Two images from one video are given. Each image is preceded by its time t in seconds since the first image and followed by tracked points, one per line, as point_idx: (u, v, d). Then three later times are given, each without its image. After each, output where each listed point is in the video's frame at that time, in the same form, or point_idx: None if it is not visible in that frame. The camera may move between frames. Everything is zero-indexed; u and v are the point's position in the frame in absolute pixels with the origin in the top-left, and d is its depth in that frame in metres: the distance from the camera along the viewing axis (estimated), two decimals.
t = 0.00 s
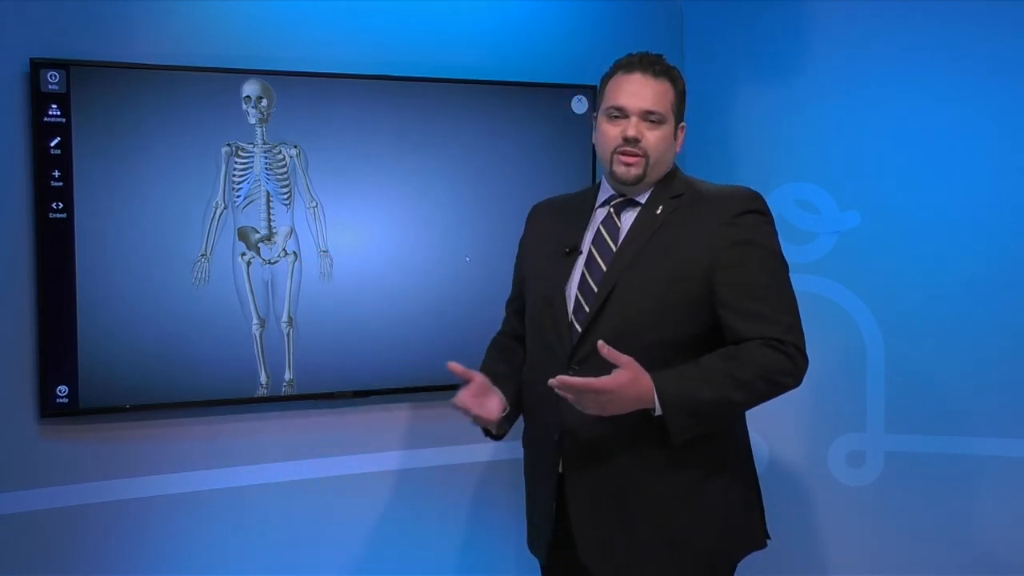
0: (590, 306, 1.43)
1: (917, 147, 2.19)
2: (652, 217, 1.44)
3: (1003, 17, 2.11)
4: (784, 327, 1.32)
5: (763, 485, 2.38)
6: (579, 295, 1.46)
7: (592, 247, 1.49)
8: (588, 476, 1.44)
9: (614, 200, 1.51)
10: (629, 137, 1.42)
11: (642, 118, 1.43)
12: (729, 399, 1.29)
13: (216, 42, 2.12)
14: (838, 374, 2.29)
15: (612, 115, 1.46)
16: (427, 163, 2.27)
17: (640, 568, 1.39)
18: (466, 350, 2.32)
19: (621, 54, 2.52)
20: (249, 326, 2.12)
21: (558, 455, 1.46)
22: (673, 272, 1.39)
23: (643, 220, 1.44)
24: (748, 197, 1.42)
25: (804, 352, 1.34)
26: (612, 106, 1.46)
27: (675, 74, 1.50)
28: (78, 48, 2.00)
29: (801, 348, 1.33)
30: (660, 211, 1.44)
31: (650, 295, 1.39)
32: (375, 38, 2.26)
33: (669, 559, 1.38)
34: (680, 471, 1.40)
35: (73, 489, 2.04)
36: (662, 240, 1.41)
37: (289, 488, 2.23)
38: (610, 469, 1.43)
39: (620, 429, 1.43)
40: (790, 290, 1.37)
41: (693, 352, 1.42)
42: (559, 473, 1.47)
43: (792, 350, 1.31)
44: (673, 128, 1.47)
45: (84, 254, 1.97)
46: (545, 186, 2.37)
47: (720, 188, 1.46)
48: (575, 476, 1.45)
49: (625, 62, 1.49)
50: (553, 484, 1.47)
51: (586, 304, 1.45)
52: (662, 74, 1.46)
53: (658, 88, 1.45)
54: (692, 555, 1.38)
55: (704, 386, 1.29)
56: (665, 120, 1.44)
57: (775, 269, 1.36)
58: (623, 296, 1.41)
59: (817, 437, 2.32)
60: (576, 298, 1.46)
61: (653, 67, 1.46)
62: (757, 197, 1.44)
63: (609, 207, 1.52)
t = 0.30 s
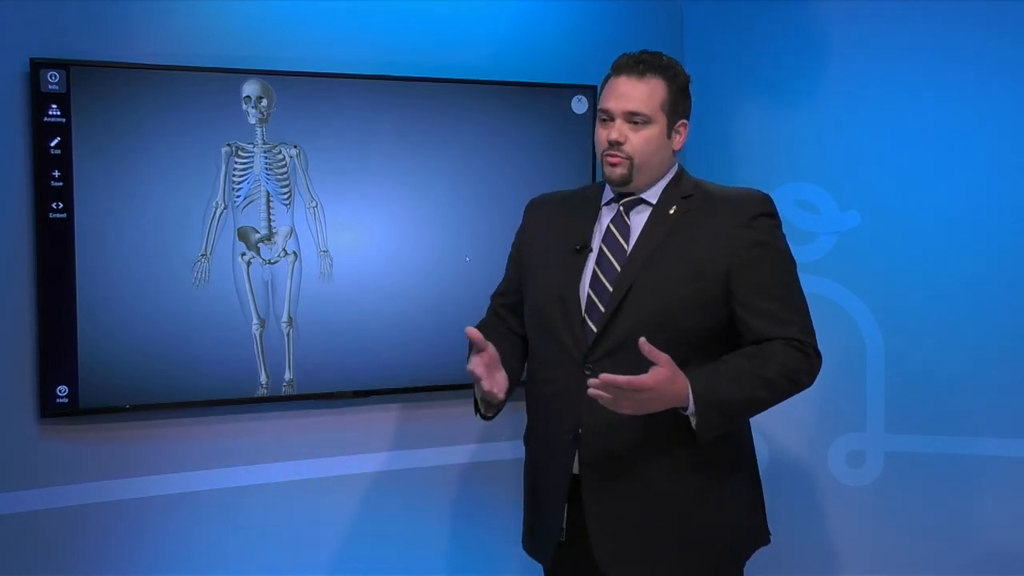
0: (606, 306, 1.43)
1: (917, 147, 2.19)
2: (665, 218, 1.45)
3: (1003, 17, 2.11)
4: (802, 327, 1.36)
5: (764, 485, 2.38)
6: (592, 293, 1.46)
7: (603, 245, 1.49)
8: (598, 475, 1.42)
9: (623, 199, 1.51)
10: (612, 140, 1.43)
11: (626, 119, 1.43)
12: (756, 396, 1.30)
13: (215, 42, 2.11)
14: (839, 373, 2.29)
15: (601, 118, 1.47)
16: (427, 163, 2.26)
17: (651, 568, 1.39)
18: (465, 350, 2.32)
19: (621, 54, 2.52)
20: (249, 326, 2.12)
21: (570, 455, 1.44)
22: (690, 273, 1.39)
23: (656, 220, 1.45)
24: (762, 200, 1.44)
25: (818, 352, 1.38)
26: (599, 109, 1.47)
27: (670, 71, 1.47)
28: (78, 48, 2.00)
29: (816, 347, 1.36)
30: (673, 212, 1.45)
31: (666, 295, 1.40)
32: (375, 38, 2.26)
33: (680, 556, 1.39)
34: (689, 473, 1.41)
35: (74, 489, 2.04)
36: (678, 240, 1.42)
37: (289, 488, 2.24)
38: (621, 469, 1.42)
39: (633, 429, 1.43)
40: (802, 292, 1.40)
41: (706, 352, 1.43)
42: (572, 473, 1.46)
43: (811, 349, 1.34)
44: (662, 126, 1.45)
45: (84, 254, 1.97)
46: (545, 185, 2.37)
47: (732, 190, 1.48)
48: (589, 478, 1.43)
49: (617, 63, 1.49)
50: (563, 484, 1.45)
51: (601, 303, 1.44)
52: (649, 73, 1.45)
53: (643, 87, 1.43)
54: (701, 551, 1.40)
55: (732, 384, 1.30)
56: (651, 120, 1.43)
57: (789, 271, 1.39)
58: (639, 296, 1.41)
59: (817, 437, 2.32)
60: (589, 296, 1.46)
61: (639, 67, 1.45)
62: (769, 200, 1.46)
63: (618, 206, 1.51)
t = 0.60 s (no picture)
0: (602, 307, 1.43)
1: (917, 147, 2.19)
2: (662, 219, 1.44)
3: (1002, 18, 2.11)
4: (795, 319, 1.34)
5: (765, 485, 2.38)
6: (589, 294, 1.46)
7: (600, 249, 1.49)
8: (596, 478, 1.42)
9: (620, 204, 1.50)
10: (628, 164, 1.39)
11: (638, 140, 1.39)
12: (754, 363, 1.27)
13: (216, 42, 2.12)
14: (839, 373, 2.29)
15: (609, 140, 1.41)
16: (427, 162, 2.26)
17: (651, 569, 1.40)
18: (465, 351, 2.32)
19: (621, 54, 2.52)
20: (249, 326, 2.12)
21: (570, 456, 1.45)
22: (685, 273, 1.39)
23: (652, 221, 1.45)
24: (758, 202, 1.44)
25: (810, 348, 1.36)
26: (606, 131, 1.41)
27: (666, 79, 1.43)
28: (78, 48, 2.00)
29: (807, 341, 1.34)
30: (669, 213, 1.45)
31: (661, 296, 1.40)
32: (375, 38, 2.26)
33: (680, 558, 1.39)
34: (686, 474, 1.40)
35: (73, 489, 2.04)
36: (675, 239, 1.42)
37: (289, 488, 2.24)
38: (619, 470, 1.42)
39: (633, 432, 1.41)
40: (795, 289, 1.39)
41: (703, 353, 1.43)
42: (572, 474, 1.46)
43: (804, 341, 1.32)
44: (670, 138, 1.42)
45: (84, 254, 1.97)
46: (545, 185, 2.37)
47: (728, 192, 1.48)
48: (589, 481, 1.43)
49: (614, 76, 1.42)
50: (562, 484, 1.46)
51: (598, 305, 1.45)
52: (651, 86, 1.40)
53: (649, 103, 1.39)
54: (701, 553, 1.40)
55: (730, 348, 1.26)
56: (662, 136, 1.40)
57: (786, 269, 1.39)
58: (635, 298, 1.41)
59: (817, 437, 2.32)
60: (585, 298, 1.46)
61: (642, 81, 1.40)
62: (765, 202, 1.46)
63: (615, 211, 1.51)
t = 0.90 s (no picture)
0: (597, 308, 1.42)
1: (916, 146, 2.19)
2: (654, 219, 1.43)
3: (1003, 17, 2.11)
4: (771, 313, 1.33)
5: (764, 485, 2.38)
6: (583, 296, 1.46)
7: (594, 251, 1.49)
8: (592, 479, 1.42)
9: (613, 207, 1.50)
10: (602, 172, 1.40)
11: (614, 149, 1.39)
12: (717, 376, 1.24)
13: (216, 42, 2.12)
14: (839, 372, 2.29)
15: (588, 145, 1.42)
16: (427, 162, 2.26)
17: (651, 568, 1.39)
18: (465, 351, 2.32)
19: (621, 54, 2.52)
20: (249, 326, 2.12)
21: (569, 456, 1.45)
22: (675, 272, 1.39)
23: (644, 222, 1.44)
24: (749, 199, 1.43)
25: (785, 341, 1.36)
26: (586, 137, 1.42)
27: (655, 87, 1.40)
28: (78, 48, 2.00)
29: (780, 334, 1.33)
30: (661, 213, 1.44)
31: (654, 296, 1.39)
32: (375, 38, 2.26)
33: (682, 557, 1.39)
34: (683, 473, 1.40)
35: (73, 489, 2.04)
36: (666, 239, 1.41)
37: (289, 488, 2.24)
38: (615, 471, 1.42)
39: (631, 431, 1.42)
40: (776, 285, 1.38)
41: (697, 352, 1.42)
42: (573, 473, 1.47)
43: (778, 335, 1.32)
44: (653, 149, 1.40)
45: (84, 254, 1.97)
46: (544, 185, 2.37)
47: (721, 189, 1.47)
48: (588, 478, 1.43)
49: (602, 81, 1.42)
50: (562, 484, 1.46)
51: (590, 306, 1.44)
52: (635, 96, 1.38)
53: (629, 112, 1.37)
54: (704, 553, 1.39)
55: (690, 357, 1.23)
56: (641, 147, 1.39)
57: (774, 268, 1.38)
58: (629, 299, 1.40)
59: (817, 437, 2.32)
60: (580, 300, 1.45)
61: (625, 89, 1.38)
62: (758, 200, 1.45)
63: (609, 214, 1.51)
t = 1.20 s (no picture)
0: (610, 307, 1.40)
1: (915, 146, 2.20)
2: (661, 218, 1.44)
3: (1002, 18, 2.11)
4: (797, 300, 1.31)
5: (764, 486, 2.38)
6: (595, 295, 1.44)
7: (603, 247, 1.47)
8: (607, 479, 1.41)
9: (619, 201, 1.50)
10: (634, 148, 1.41)
11: (645, 126, 1.41)
12: (760, 362, 1.19)
13: (216, 42, 2.11)
14: (840, 372, 2.29)
15: (615, 124, 1.44)
16: (427, 162, 2.26)
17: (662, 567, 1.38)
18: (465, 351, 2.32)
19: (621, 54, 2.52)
20: (249, 326, 2.12)
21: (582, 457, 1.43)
22: (687, 271, 1.39)
23: (654, 221, 1.44)
24: (755, 196, 1.43)
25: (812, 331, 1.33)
26: (614, 115, 1.43)
27: (676, 76, 1.47)
28: (78, 48, 2.00)
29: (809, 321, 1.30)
30: (668, 212, 1.44)
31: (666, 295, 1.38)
32: (375, 38, 2.26)
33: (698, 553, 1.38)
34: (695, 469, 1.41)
35: (73, 489, 2.04)
36: (675, 239, 1.42)
37: (289, 488, 2.24)
38: (629, 469, 1.41)
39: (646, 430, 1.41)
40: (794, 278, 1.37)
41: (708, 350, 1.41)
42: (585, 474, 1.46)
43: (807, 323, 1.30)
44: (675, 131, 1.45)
45: (84, 255, 1.97)
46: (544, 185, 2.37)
47: (725, 188, 1.48)
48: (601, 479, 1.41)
49: (626, 64, 1.46)
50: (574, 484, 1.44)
51: (602, 303, 1.43)
52: (662, 79, 1.44)
53: (658, 93, 1.42)
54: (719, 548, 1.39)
55: (732, 345, 1.18)
56: (668, 127, 1.43)
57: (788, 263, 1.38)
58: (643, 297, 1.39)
59: (817, 437, 2.32)
60: (592, 300, 1.44)
61: (653, 71, 1.43)
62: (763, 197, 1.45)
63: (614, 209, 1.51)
